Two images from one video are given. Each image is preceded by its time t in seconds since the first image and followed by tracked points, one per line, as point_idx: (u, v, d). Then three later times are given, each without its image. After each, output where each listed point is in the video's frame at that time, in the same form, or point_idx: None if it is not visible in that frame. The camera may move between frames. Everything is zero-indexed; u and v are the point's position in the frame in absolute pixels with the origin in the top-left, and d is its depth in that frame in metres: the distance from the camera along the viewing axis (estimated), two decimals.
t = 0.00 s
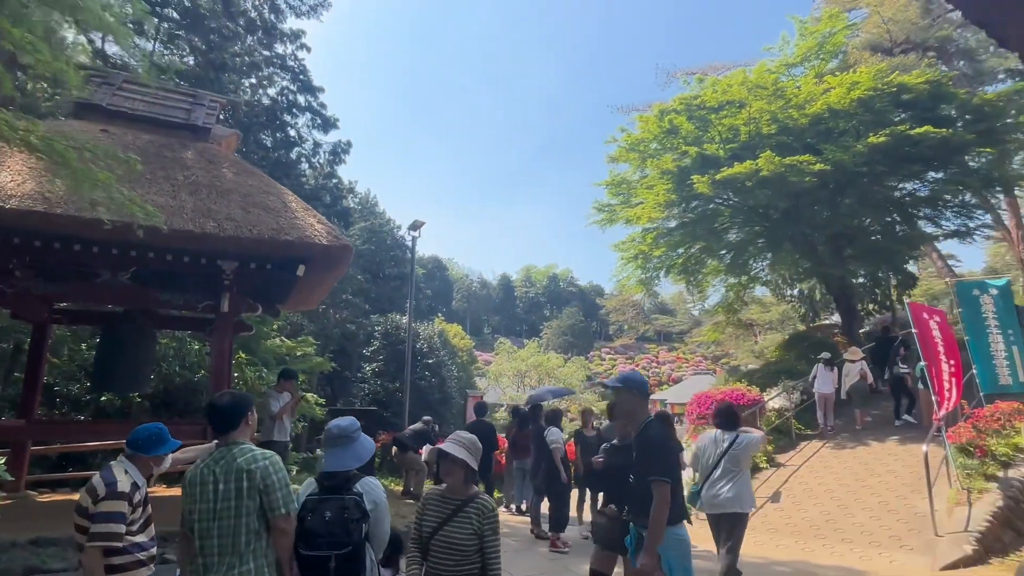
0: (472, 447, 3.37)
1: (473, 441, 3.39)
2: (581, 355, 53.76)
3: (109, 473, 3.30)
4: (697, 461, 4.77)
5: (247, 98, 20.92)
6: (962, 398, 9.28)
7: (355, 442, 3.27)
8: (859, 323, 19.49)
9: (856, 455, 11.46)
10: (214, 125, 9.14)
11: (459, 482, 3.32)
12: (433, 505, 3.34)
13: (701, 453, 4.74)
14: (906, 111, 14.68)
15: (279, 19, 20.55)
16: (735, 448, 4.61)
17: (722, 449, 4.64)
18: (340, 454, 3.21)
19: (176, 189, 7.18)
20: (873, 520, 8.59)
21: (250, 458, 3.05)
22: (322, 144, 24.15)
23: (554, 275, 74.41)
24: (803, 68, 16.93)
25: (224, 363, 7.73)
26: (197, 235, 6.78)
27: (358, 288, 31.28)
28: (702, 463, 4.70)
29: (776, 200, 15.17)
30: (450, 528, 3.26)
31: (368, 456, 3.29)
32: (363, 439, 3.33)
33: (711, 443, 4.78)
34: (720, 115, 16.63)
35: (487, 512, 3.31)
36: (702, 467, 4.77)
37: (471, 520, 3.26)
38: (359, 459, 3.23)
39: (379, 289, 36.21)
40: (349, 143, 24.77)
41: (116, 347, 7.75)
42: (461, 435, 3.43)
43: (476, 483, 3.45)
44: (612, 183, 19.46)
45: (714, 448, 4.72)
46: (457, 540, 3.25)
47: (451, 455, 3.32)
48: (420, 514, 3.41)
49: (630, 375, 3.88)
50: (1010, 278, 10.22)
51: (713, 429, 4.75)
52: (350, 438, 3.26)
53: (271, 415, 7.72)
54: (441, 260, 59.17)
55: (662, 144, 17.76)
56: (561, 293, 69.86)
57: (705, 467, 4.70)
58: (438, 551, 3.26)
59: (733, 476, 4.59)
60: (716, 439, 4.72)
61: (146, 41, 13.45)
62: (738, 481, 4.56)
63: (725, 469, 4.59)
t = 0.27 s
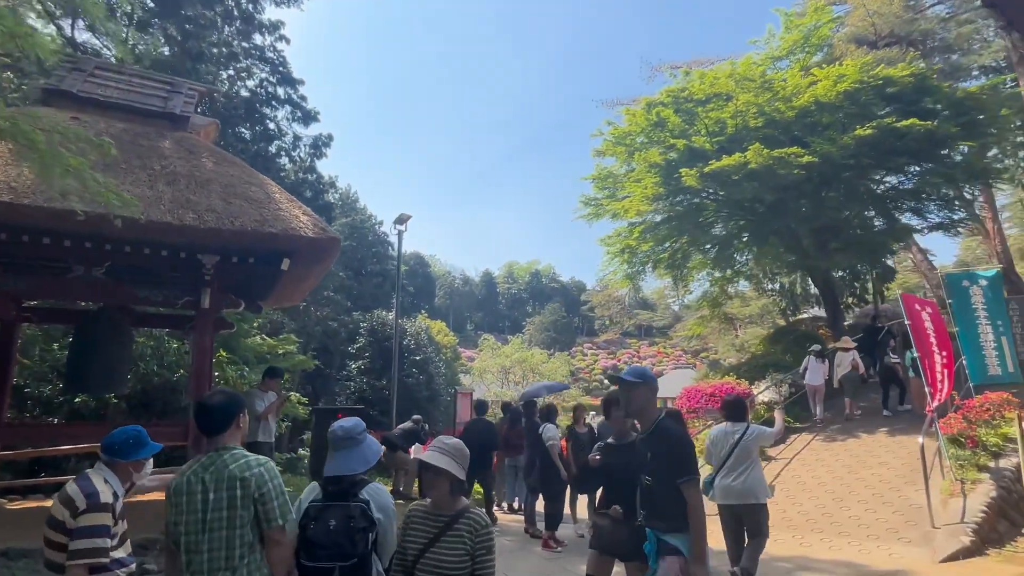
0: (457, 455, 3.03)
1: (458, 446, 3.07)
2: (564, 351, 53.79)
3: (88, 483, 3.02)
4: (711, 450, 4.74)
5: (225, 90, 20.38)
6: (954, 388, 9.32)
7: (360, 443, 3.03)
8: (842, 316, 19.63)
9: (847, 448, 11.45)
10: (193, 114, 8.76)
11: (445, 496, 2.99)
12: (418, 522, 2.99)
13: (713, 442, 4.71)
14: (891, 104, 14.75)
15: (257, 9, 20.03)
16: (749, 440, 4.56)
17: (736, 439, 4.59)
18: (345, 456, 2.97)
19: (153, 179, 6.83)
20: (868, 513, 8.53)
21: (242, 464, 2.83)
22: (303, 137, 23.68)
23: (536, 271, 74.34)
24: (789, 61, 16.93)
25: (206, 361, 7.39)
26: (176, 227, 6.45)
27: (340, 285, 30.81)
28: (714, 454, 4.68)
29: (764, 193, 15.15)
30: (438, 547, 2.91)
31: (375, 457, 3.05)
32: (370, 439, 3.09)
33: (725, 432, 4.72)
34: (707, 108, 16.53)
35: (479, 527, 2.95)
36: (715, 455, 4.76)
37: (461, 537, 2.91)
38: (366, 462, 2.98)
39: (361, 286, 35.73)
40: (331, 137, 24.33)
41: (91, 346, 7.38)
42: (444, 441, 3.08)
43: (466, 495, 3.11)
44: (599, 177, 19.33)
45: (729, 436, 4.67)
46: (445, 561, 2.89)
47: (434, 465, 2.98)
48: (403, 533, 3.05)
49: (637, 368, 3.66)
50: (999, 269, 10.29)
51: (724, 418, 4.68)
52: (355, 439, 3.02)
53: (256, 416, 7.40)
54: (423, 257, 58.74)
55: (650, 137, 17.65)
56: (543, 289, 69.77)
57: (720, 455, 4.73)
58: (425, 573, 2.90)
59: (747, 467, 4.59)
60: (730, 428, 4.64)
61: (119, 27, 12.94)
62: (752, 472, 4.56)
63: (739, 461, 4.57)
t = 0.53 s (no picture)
0: (410, 461, 2.57)
1: (413, 452, 2.60)
2: (545, 350, 53.71)
3: (57, 493, 2.76)
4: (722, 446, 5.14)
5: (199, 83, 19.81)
6: (942, 381, 9.33)
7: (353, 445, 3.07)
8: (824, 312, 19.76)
9: (834, 443, 11.43)
10: (165, 102, 8.37)
11: (400, 512, 2.53)
12: (366, 546, 2.51)
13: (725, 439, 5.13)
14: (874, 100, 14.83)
15: None
16: (759, 437, 4.98)
17: (748, 437, 5.02)
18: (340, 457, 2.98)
19: (123, 168, 6.46)
20: (860, 508, 8.47)
21: (217, 471, 2.70)
22: (280, 133, 23.18)
23: (516, 270, 74.19)
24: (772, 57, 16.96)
25: (180, 360, 7.04)
26: (147, 218, 6.10)
27: (319, 284, 30.25)
28: (726, 450, 5.09)
29: (749, 189, 15.12)
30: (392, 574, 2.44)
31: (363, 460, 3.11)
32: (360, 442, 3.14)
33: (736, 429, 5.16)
34: (691, 103, 16.43)
35: (441, 547, 2.49)
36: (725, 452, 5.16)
37: (419, 561, 2.45)
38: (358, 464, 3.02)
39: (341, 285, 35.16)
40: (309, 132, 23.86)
41: (56, 345, 6.99)
42: (397, 447, 2.63)
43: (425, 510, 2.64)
44: (582, 173, 19.19)
45: (739, 434, 5.10)
46: None
47: (384, 476, 2.53)
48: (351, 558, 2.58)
49: (645, 363, 3.43)
50: (983, 262, 10.37)
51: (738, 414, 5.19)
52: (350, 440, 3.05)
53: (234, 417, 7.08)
54: (404, 256, 58.17)
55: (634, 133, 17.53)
56: (524, 288, 69.62)
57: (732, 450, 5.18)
58: None
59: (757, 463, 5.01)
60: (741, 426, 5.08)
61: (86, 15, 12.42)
62: (763, 468, 4.96)
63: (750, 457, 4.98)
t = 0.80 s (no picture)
0: (361, 490, 2.24)
1: (362, 475, 2.27)
2: (529, 352, 53.56)
3: (17, 510, 2.57)
4: (735, 448, 5.66)
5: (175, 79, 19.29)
6: (932, 380, 9.30)
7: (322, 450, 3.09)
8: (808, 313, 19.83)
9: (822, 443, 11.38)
10: (137, 93, 7.97)
11: (346, 547, 2.18)
12: None
13: (737, 442, 5.64)
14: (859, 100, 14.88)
15: None
16: (770, 441, 5.49)
17: (760, 440, 5.52)
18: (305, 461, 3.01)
19: (91, 160, 6.11)
20: (852, 510, 8.38)
21: (173, 484, 2.49)
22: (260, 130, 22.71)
23: (500, 272, 73.96)
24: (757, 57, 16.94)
25: (153, 361, 6.69)
26: (117, 213, 5.77)
27: (299, 285, 29.72)
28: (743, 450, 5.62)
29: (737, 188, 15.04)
30: None
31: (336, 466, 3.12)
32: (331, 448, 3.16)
33: (748, 433, 5.67)
34: (678, 102, 16.24)
35: None
36: (739, 455, 5.66)
37: None
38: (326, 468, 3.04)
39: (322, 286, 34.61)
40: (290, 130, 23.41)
41: (20, 347, 6.61)
42: (350, 469, 2.29)
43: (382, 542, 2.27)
44: (568, 173, 19.04)
45: (752, 437, 5.61)
46: None
47: (329, 506, 2.18)
48: None
49: (652, 361, 3.23)
50: (971, 261, 10.37)
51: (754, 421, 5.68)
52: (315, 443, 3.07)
53: (209, 422, 6.75)
54: (386, 257, 57.61)
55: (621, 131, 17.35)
56: (507, 290, 69.44)
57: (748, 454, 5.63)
58: None
59: (768, 465, 5.49)
60: (754, 429, 5.59)
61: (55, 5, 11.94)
62: (773, 470, 5.45)
63: (763, 458, 5.46)
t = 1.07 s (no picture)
0: (284, 536, 1.97)
1: (279, 517, 1.98)
2: (511, 355, 53.31)
3: None
4: (738, 453, 5.71)
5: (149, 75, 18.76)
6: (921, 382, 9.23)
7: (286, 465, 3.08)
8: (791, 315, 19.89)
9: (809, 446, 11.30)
10: (104, 82, 7.56)
11: None
12: None
13: (740, 446, 5.71)
14: (844, 102, 14.92)
15: None
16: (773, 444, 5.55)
17: (762, 443, 5.60)
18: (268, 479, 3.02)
19: (52, 151, 5.74)
20: (844, 514, 8.27)
21: (126, 497, 2.32)
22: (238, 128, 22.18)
23: (482, 274, 73.64)
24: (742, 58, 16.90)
25: (119, 364, 6.31)
26: (80, 207, 5.41)
27: (278, 288, 29.12)
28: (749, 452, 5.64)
29: (723, 189, 14.97)
30: None
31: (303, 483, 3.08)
32: (299, 464, 3.14)
33: (751, 437, 5.74)
34: (663, 103, 16.14)
35: None
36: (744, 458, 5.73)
37: None
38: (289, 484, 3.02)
39: (301, 288, 33.99)
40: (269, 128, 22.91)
41: None
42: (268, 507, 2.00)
43: None
44: (553, 174, 18.84)
45: (755, 441, 5.68)
46: None
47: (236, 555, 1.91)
48: None
49: (647, 363, 2.81)
50: (957, 263, 10.35)
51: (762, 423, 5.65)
52: (276, 460, 3.08)
53: (179, 429, 6.40)
54: (367, 260, 56.97)
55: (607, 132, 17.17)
56: (490, 293, 69.20)
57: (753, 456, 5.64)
58: None
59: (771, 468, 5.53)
60: (757, 433, 5.66)
61: None
62: (777, 473, 5.46)
63: (766, 462, 5.50)
